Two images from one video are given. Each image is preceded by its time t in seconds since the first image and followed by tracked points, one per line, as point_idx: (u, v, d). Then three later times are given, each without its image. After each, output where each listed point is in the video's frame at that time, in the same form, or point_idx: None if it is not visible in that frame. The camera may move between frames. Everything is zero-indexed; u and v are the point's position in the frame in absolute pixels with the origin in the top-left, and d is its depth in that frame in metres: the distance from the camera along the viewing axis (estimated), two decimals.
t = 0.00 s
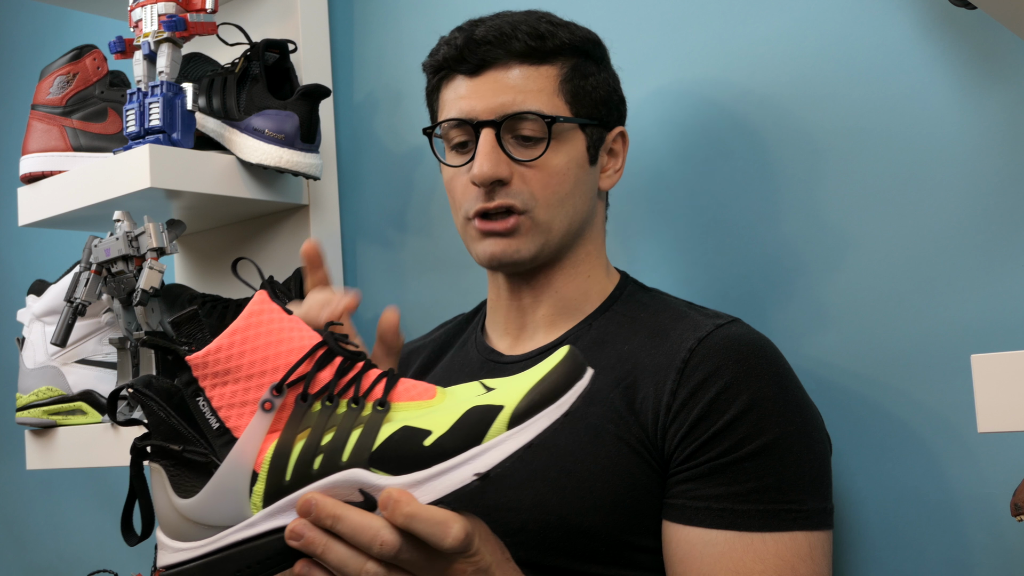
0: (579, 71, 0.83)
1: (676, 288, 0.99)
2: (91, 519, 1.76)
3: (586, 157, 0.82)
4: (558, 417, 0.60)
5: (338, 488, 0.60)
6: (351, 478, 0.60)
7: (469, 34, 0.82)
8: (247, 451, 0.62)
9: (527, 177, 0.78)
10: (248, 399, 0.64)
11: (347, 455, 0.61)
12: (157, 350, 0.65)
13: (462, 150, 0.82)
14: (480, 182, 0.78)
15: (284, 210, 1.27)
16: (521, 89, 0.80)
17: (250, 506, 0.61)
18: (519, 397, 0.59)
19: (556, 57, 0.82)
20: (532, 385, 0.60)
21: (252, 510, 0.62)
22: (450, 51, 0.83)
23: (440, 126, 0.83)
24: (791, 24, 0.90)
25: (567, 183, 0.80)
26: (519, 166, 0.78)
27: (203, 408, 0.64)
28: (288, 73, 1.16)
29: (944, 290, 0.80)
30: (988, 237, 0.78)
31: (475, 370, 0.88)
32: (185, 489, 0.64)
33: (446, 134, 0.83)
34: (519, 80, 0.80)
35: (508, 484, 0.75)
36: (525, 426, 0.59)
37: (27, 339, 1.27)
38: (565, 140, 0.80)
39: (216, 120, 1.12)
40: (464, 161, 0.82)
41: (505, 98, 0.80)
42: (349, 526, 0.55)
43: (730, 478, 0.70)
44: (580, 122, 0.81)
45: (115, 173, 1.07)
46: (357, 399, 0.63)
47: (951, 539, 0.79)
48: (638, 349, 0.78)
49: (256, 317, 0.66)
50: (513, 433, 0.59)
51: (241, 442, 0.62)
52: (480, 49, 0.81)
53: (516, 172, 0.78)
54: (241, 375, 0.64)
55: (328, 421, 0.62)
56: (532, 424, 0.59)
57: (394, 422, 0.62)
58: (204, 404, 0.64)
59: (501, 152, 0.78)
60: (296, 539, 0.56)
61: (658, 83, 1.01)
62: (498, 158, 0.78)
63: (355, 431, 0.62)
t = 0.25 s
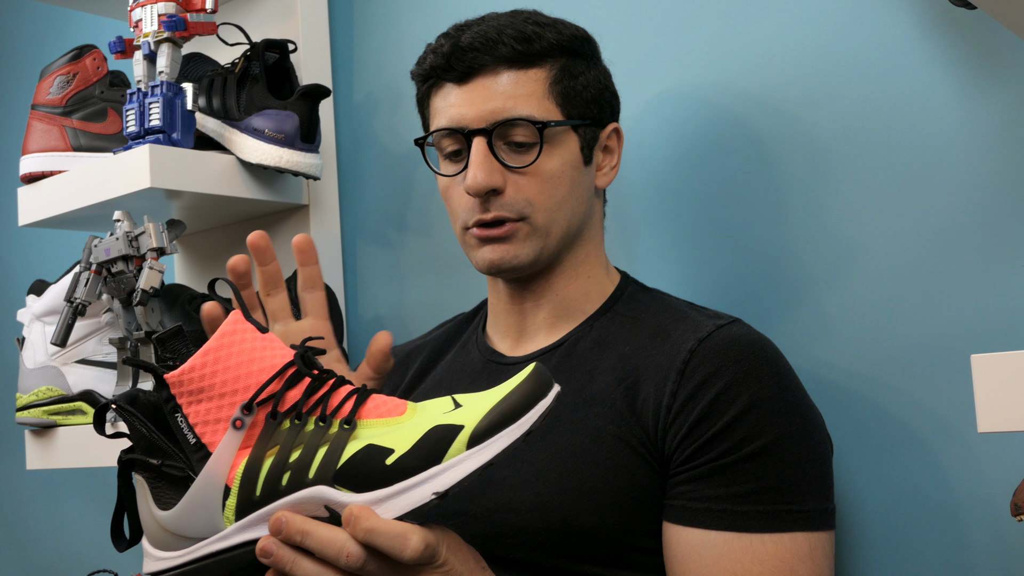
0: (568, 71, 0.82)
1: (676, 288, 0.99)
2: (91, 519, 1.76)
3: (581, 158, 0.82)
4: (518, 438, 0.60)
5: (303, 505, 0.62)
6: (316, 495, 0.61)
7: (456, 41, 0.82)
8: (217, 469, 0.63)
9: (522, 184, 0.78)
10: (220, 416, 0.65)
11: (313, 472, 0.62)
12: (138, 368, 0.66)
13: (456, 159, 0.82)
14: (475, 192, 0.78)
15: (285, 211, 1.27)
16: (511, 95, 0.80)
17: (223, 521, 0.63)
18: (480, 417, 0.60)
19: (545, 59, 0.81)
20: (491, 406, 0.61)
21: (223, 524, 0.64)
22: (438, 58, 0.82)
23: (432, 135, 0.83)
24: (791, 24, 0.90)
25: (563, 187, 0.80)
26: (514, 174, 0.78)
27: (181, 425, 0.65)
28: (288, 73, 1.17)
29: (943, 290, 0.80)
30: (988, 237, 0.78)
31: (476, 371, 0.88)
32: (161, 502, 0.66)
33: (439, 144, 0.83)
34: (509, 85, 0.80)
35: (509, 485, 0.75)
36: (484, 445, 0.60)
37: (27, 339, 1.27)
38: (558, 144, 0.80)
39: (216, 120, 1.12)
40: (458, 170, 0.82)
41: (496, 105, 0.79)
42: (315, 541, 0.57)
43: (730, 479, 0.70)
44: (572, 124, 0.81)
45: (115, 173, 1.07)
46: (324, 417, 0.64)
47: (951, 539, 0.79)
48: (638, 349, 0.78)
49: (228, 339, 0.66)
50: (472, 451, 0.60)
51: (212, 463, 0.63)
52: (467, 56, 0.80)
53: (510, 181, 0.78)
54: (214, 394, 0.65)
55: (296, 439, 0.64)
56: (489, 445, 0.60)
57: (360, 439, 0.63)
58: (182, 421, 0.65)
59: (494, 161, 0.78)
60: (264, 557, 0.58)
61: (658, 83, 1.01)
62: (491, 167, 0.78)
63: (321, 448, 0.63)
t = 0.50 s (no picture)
0: (562, 75, 0.82)
1: (676, 288, 0.99)
2: (90, 519, 1.76)
3: (578, 162, 0.82)
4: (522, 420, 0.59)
5: (306, 484, 0.60)
6: (320, 473, 0.60)
7: (449, 47, 0.81)
8: (223, 447, 0.63)
9: (519, 191, 0.78)
10: (228, 397, 0.65)
11: (318, 452, 0.61)
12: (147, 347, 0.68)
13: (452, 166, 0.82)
14: (472, 201, 0.78)
15: (285, 210, 1.27)
16: (506, 102, 0.79)
17: (228, 499, 0.63)
18: (485, 399, 0.60)
19: (539, 64, 0.81)
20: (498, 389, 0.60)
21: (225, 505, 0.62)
22: (431, 64, 0.82)
23: (426, 142, 0.82)
24: (791, 24, 0.90)
25: (560, 192, 0.80)
26: (511, 181, 0.78)
27: (187, 406, 0.66)
28: (288, 73, 1.17)
29: (943, 290, 0.80)
30: (988, 237, 0.78)
31: (475, 372, 0.88)
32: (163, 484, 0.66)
33: (434, 150, 0.83)
34: (504, 92, 0.79)
35: (509, 486, 0.75)
36: (491, 424, 0.59)
37: (27, 339, 1.27)
38: (554, 149, 0.80)
39: (216, 120, 1.12)
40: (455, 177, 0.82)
41: (491, 112, 0.79)
42: (320, 518, 0.56)
43: (729, 479, 0.70)
44: (567, 129, 0.80)
45: (115, 173, 1.07)
46: (330, 399, 0.64)
47: (951, 539, 0.79)
48: (638, 350, 0.78)
49: (239, 320, 0.67)
50: (479, 429, 0.59)
51: (217, 441, 0.63)
52: (460, 63, 0.80)
53: (507, 188, 0.78)
54: (223, 374, 0.66)
55: (302, 420, 0.63)
56: (496, 424, 0.59)
57: (365, 421, 0.63)
58: (189, 402, 0.66)
59: (491, 169, 0.78)
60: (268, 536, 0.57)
61: (658, 82, 1.01)
62: (489, 175, 0.78)
63: (326, 430, 0.62)
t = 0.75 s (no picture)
0: (573, 75, 0.82)
1: (677, 288, 0.99)
2: (90, 519, 1.76)
3: (585, 163, 0.82)
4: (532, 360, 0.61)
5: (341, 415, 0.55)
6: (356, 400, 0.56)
7: (461, 44, 0.81)
8: (253, 389, 0.59)
9: (525, 191, 0.78)
10: (250, 356, 0.64)
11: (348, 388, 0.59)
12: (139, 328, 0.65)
13: (459, 162, 0.82)
14: (476, 198, 0.78)
15: (285, 211, 1.27)
16: (516, 101, 0.79)
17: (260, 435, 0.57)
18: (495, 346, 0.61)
19: (550, 64, 0.81)
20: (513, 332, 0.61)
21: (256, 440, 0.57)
22: (442, 60, 0.82)
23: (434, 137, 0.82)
24: (792, 24, 0.90)
25: (566, 192, 0.80)
26: (516, 180, 0.78)
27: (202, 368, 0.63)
28: (288, 73, 1.17)
29: (944, 290, 0.80)
30: (989, 236, 0.78)
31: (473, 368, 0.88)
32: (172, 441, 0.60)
33: (441, 145, 0.83)
34: (514, 91, 0.80)
35: (510, 485, 0.75)
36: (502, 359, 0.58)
37: (27, 339, 1.27)
38: (562, 149, 0.80)
39: (216, 120, 1.12)
40: (461, 173, 0.82)
41: (501, 110, 0.79)
42: (369, 433, 0.47)
43: (730, 476, 0.70)
44: (575, 131, 0.81)
45: (115, 173, 1.07)
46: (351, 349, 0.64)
47: (952, 539, 0.79)
48: (639, 348, 0.78)
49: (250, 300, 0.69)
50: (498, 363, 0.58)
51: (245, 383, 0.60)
52: (471, 60, 0.80)
53: (512, 187, 0.78)
54: (240, 339, 0.65)
55: (327, 369, 0.62)
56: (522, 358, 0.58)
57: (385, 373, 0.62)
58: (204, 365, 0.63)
59: (497, 167, 0.78)
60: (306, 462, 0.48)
61: (658, 83, 1.01)
62: (494, 173, 0.78)
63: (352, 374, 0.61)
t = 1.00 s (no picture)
0: (567, 77, 0.82)
1: (676, 288, 0.99)
2: (90, 519, 1.76)
3: (578, 165, 0.81)
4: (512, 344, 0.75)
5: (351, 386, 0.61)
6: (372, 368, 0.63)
7: (454, 45, 0.82)
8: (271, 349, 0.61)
9: (513, 193, 0.78)
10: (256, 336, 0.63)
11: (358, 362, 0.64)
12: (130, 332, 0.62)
13: (452, 163, 0.82)
14: (465, 200, 0.78)
15: (285, 210, 1.27)
16: (506, 104, 0.80)
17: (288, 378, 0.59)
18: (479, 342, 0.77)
19: (542, 66, 0.81)
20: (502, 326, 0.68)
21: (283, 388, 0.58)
22: (436, 61, 0.83)
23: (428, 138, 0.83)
24: (792, 24, 0.91)
25: (556, 195, 0.80)
26: (505, 182, 0.78)
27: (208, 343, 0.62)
28: (288, 73, 1.16)
29: (944, 290, 0.80)
30: (988, 236, 0.78)
31: (472, 365, 0.88)
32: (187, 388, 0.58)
33: (435, 146, 0.83)
34: (504, 94, 0.80)
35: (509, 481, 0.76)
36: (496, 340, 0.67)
37: (27, 339, 1.27)
38: (552, 152, 0.80)
39: (216, 120, 1.12)
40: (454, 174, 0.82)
41: (491, 112, 0.80)
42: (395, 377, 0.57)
43: (730, 472, 0.70)
44: (566, 133, 0.80)
45: (115, 173, 1.07)
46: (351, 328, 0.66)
47: (952, 539, 0.79)
48: (639, 344, 0.78)
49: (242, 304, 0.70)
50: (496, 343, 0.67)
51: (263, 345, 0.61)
52: (463, 62, 0.80)
53: (501, 189, 0.78)
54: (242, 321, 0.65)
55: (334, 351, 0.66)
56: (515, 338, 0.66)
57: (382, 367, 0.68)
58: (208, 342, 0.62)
59: (486, 168, 0.78)
60: (345, 398, 0.55)
61: (659, 83, 1.01)
62: (482, 175, 0.78)
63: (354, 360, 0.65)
